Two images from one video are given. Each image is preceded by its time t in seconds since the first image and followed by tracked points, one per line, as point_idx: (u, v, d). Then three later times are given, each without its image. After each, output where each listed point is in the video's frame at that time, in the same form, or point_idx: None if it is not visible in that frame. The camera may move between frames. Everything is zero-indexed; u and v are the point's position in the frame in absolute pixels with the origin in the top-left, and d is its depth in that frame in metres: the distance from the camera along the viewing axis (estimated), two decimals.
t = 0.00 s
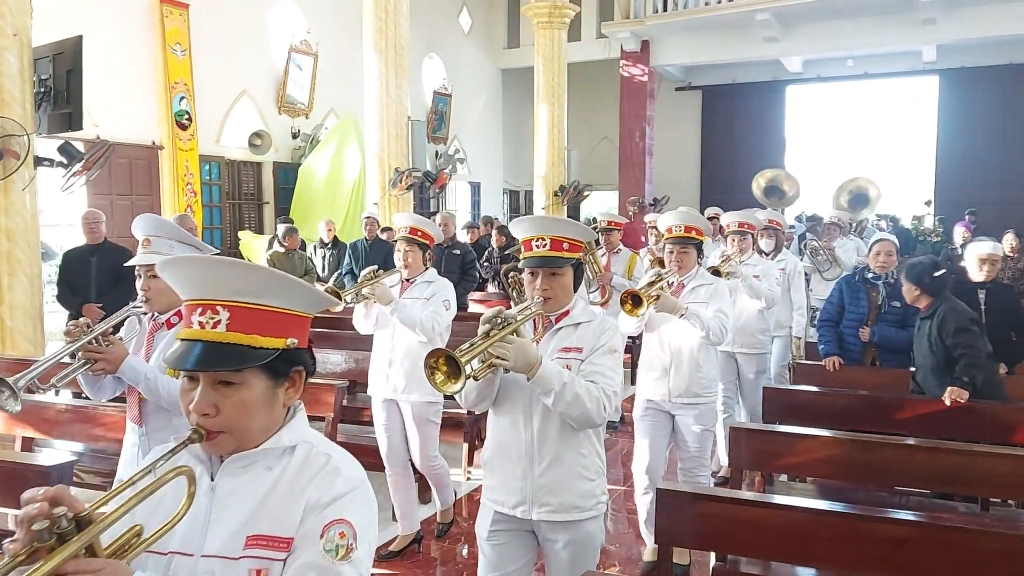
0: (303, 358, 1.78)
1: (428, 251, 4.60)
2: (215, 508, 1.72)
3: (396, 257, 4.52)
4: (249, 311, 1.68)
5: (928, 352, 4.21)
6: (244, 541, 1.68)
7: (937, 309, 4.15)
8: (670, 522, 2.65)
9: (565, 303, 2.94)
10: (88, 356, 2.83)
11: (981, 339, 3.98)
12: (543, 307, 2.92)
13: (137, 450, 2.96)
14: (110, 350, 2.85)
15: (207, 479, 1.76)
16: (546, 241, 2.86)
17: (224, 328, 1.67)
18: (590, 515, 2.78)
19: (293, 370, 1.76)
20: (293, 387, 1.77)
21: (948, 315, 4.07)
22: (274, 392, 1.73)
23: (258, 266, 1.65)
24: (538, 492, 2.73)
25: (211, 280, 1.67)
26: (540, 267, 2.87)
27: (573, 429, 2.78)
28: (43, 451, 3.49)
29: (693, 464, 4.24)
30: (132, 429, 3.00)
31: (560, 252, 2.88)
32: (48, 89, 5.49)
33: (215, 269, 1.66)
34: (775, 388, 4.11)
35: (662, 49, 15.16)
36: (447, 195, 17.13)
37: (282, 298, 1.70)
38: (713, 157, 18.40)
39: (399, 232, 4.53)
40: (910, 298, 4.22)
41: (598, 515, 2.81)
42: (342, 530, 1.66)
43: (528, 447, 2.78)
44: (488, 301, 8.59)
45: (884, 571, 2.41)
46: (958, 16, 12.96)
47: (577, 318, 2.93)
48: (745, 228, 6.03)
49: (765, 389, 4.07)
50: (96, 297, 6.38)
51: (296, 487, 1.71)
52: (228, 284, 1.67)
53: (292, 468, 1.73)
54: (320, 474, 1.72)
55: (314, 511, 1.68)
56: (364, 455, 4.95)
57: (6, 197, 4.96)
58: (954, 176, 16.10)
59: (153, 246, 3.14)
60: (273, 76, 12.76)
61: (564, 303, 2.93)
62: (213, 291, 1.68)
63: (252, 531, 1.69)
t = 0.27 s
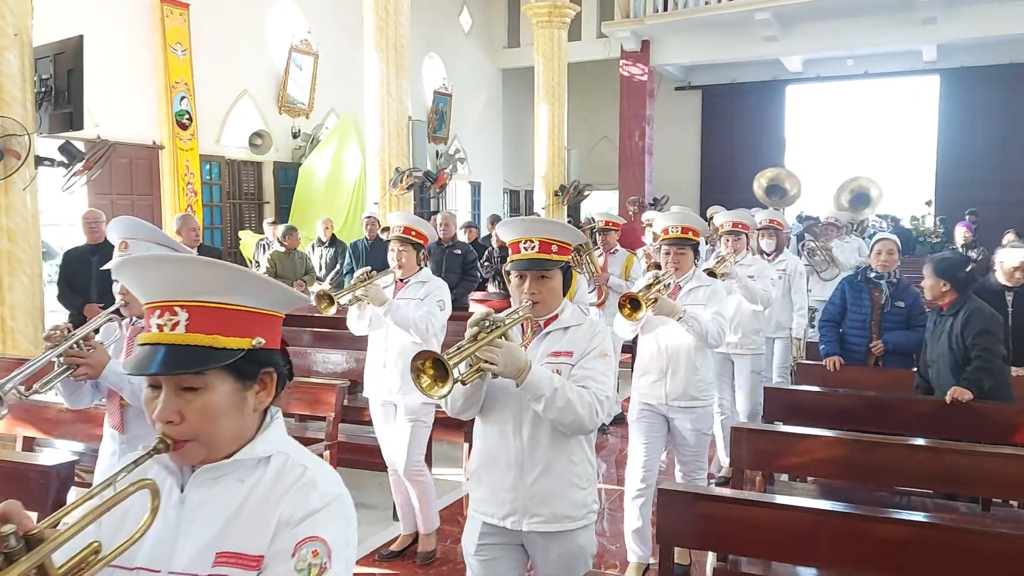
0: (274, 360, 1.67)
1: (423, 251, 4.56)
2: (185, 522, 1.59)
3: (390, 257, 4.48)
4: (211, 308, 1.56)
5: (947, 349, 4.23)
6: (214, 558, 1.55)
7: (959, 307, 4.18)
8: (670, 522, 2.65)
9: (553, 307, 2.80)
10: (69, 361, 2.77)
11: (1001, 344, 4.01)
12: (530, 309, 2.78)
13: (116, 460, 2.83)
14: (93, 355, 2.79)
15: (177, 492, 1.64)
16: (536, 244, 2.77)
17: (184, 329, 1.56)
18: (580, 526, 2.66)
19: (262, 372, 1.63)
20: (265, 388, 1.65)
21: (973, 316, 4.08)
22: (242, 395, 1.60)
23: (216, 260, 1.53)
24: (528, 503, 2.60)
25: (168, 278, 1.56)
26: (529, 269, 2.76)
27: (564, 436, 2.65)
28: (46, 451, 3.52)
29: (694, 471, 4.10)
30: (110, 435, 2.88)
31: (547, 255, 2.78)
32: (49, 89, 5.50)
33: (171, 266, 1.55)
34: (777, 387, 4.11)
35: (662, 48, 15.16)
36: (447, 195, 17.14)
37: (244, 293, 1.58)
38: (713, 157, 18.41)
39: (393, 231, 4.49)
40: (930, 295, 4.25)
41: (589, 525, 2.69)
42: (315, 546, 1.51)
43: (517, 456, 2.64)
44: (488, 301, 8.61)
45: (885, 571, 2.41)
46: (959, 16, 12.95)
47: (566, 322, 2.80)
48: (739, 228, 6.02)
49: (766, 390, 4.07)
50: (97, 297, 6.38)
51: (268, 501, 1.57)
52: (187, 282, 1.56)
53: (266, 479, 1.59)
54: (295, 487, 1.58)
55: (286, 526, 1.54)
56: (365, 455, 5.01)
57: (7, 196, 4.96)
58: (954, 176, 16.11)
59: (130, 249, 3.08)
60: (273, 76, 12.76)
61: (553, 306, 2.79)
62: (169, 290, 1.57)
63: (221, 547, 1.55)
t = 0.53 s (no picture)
0: (226, 372, 1.58)
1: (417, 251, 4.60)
2: (124, 541, 1.49)
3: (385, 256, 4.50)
4: (157, 316, 1.49)
5: (957, 346, 4.21)
6: None
7: (974, 307, 4.16)
8: (671, 521, 2.65)
9: (530, 305, 2.78)
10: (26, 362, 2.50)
11: (1013, 346, 4.00)
12: (509, 308, 2.75)
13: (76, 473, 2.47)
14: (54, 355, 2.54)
15: (117, 510, 1.52)
16: (513, 239, 2.73)
17: (128, 336, 1.48)
18: (555, 529, 2.61)
19: (212, 384, 1.55)
20: (215, 401, 1.56)
21: (990, 315, 4.07)
22: (190, 408, 1.51)
23: (164, 265, 1.47)
24: (500, 504, 2.56)
25: (114, 283, 1.49)
26: (506, 266, 2.74)
27: (538, 436, 2.60)
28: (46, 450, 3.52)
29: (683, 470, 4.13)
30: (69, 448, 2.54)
31: (530, 252, 2.75)
32: (48, 87, 5.50)
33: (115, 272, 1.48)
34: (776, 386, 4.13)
35: (662, 46, 15.15)
36: (447, 194, 17.14)
37: (195, 301, 1.52)
38: (713, 156, 18.40)
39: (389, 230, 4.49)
40: (944, 293, 4.23)
41: (564, 529, 2.64)
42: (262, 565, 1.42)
43: (489, 457, 2.60)
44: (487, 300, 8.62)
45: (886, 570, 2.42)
46: (959, 14, 12.95)
47: (544, 319, 2.78)
48: (735, 225, 6.00)
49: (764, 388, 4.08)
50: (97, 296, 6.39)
51: (213, 517, 1.47)
52: (135, 286, 1.49)
53: (213, 495, 1.49)
54: (243, 504, 1.48)
55: (232, 545, 1.44)
56: (364, 454, 5.03)
57: (6, 195, 4.95)
58: (953, 175, 16.11)
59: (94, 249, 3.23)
60: (273, 74, 12.74)
61: (530, 304, 2.78)
62: (116, 295, 1.51)
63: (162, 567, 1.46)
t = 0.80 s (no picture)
0: (154, 382, 1.46)
1: (411, 253, 4.61)
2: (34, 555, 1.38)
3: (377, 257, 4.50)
4: (80, 316, 1.39)
5: (963, 346, 4.21)
6: None
7: (982, 306, 4.19)
8: (669, 519, 2.67)
9: (505, 308, 2.67)
10: None
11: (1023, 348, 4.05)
12: (486, 310, 2.65)
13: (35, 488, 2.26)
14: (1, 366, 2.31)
15: (28, 523, 1.41)
16: (487, 239, 2.61)
17: (47, 337, 1.38)
18: (531, 536, 2.53)
19: (138, 394, 1.43)
20: (140, 414, 1.44)
21: (1000, 316, 4.12)
22: (111, 418, 1.40)
23: (86, 261, 1.36)
24: (473, 511, 2.49)
25: (34, 279, 1.38)
26: (479, 267, 2.61)
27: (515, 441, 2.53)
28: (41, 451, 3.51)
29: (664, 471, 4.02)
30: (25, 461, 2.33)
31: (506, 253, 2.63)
32: (46, 87, 5.50)
33: (36, 267, 1.37)
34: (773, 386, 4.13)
35: (660, 45, 15.15)
36: (445, 193, 17.13)
37: (121, 301, 1.40)
38: (711, 155, 18.41)
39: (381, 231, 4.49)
40: (954, 291, 4.21)
41: (542, 537, 2.56)
42: None
43: (463, 463, 2.53)
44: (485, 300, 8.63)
45: (884, 568, 2.43)
46: (957, 13, 12.96)
47: (518, 320, 2.66)
48: (731, 226, 5.98)
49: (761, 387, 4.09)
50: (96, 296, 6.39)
51: (129, 534, 1.37)
52: (55, 283, 1.38)
53: (134, 508, 1.39)
54: (163, 517, 1.38)
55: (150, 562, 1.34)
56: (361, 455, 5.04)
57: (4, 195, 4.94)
58: (951, 174, 16.14)
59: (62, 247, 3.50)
60: (270, 73, 12.73)
61: (505, 306, 2.66)
62: (37, 294, 1.40)
63: None
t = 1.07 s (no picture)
0: (90, 391, 1.33)
1: (400, 251, 4.56)
2: None
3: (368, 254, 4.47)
4: None
5: (972, 343, 4.21)
6: None
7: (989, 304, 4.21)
8: (668, 517, 2.67)
9: (489, 309, 2.57)
10: None
11: None
12: (467, 313, 2.56)
13: None
14: None
15: None
16: (468, 239, 2.49)
17: None
18: (517, 543, 2.47)
19: (71, 405, 1.30)
20: (74, 425, 1.31)
21: (1008, 314, 4.14)
22: (41, 432, 1.27)
23: None
24: (456, 520, 2.44)
25: None
26: (461, 268, 2.50)
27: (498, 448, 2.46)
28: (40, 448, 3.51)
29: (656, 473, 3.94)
30: None
31: (483, 251, 2.50)
32: (44, 84, 5.49)
33: None
34: (773, 381, 4.13)
35: (660, 43, 15.14)
36: (444, 190, 17.11)
37: (44, 305, 1.24)
38: (710, 152, 18.40)
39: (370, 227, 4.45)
40: (964, 288, 4.22)
41: (528, 543, 2.51)
42: None
43: (445, 470, 2.46)
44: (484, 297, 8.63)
45: (884, 564, 2.43)
46: (958, 9, 12.94)
47: (502, 324, 2.56)
48: (733, 221, 6.00)
49: (760, 383, 4.09)
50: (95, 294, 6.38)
51: (61, 559, 1.26)
52: None
53: (67, 531, 1.27)
54: (101, 538, 1.27)
55: None
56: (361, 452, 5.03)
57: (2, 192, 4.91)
58: (951, 170, 16.12)
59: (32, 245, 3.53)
60: (269, 71, 12.72)
61: (488, 307, 2.56)
62: None
63: None
